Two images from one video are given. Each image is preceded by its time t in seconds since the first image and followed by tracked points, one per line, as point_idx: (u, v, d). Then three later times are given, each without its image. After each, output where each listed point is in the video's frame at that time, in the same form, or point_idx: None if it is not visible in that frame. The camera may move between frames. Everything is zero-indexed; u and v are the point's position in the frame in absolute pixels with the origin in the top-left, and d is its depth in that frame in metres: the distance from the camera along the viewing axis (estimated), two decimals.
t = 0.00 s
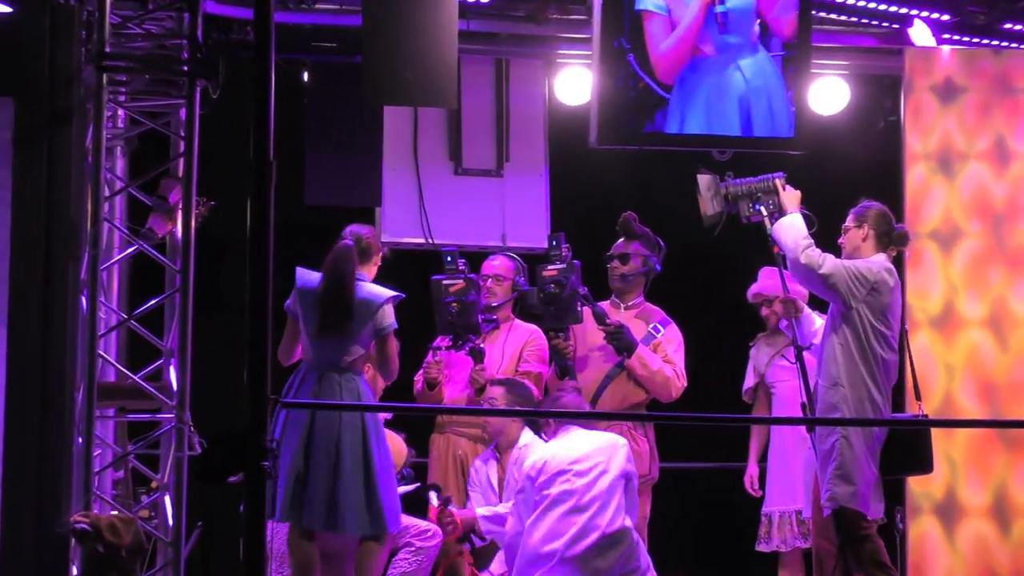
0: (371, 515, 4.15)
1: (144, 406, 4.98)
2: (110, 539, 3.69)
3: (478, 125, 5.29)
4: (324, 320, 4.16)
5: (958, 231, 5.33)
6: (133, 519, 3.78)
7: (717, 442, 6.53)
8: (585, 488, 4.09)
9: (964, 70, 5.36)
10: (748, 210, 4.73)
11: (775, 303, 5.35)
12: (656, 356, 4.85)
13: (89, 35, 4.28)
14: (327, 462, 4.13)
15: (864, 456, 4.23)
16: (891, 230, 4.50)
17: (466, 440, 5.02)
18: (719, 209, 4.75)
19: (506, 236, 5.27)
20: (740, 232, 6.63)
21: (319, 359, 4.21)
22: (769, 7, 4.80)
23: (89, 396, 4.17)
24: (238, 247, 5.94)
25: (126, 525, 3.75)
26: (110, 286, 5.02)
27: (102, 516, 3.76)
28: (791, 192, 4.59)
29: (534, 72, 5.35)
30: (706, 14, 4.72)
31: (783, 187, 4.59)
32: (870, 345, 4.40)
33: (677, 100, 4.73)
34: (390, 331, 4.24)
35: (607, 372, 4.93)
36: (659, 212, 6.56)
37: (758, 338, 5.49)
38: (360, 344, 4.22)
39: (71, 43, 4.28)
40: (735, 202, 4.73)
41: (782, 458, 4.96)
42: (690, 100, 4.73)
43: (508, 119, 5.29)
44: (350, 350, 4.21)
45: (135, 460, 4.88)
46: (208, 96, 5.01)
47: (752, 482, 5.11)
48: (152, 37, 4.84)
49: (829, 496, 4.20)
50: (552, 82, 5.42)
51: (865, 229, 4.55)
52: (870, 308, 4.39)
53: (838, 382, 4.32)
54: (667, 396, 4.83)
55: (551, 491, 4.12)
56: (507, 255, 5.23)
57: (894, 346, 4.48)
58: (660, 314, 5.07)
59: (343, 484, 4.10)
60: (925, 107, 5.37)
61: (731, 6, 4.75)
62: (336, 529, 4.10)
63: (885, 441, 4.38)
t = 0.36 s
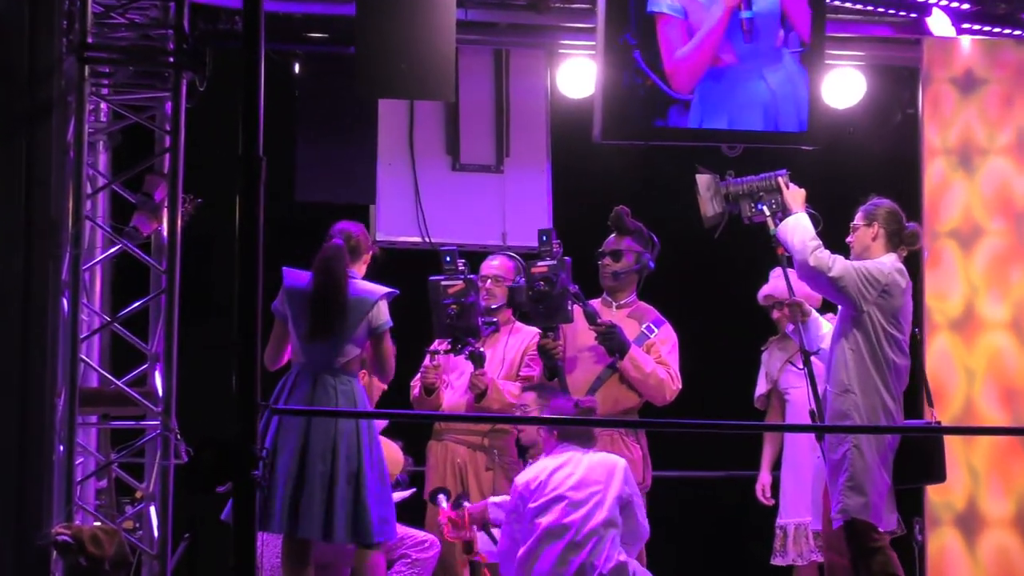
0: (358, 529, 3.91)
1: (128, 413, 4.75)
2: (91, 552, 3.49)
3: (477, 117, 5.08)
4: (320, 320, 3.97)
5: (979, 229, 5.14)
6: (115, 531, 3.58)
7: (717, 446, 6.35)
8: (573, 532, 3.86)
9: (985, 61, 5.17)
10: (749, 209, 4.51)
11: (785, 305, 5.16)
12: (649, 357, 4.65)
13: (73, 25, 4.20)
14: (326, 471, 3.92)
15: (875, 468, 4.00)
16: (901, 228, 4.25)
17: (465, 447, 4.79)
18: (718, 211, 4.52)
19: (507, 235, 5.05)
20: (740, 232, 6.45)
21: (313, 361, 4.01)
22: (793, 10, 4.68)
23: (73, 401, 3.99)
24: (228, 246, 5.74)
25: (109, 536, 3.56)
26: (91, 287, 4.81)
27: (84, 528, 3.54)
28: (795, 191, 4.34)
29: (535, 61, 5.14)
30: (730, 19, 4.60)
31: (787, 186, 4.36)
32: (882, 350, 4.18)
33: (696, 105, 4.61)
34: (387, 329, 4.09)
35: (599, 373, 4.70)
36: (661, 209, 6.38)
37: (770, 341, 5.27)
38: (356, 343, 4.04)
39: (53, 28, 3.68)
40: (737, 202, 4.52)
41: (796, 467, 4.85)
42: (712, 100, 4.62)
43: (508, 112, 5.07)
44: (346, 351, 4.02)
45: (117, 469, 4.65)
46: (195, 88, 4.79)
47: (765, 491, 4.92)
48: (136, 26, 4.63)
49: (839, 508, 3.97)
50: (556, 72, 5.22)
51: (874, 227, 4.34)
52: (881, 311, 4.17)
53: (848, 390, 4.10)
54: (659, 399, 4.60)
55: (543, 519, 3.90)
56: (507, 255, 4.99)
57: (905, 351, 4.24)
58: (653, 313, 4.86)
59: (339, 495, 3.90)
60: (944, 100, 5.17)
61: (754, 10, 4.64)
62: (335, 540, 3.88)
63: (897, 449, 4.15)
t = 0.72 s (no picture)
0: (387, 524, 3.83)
1: (118, 411, 4.55)
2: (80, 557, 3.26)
3: (482, 103, 4.86)
4: (316, 316, 3.79)
5: (1007, 220, 4.94)
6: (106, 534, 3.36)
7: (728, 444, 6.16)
8: (585, 544, 3.66)
9: (1015, 43, 4.95)
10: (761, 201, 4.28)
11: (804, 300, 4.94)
12: (652, 352, 4.43)
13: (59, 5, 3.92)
14: (335, 474, 3.79)
15: (908, 470, 3.80)
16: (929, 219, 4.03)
17: (470, 447, 4.57)
18: (730, 202, 4.26)
19: (513, 225, 4.84)
20: (752, 224, 6.24)
21: (313, 361, 3.83)
22: None
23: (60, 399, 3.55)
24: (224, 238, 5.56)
25: (100, 540, 3.34)
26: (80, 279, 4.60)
27: (71, 531, 3.33)
28: (809, 180, 4.14)
29: (544, 46, 4.93)
30: None
31: (801, 176, 4.15)
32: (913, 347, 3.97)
33: (701, 86, 4.39)
34: (385, 318, 3.92)
35: (598, 371, 4.49)
36: (671, 201, 6.19)
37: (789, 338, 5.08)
38: (354, 337, 3.86)
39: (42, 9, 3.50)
40: (749, 193, 4.28)
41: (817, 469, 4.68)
42: (721, 81, 4.40)
43: (515, 97, 4.86)
44: (345, 347, 3.84)
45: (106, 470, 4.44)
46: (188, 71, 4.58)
47: (786, 496, 4.77)
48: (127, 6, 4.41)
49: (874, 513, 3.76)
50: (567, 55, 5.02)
51: (900, 218, 4.09)
52: (910, 306, 3.96)
53: (881, 389, 3.89)
54: (663, 395, 4.40)
55: (550, 537, 3.68)
56: (515, 246, 4.79)
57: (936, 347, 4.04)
58: (656, 305, 4.63)
59: (359, 496, 3.78)
60: (972, 84, 4.97)
61: None
62: (361, 546, 3.77)
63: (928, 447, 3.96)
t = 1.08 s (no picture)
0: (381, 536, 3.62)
1: (102, 416, 4.31)
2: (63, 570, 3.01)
3: (482, 91, 4.65)
4: (304, 326, 3.59)
5: None
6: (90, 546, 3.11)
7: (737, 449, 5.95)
8: (585, 562, 3.46)
9: None
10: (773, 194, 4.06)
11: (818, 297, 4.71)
12: (653, 353, 4.20)
13: None
14: (330, 488, 3.59)
15: (939, 471, 3.60)
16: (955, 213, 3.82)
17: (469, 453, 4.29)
18: (739, 193, 4.04)
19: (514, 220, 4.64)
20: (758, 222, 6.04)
21: (301, 373, 3.63)
22: None
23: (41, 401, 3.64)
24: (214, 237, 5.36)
25: (83, 553, 3.09)
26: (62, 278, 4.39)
27: (53, 542, 3.08)
28: (824, 170, 3.90)
29: (547, 32, 4.74)
30: None
31: (814, 166, 3.93)
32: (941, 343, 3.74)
33: (709, 71, 4.18)
34: (376, 328, 3.72)
35: (599, 374, 4.26)
36: (676, 198, 5.99)
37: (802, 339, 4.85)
38: (345, 349, 3.66)
39: None
40: (760, 185, 4.06)
41: (832, 472, 4.43)
42: (733, 67, 4.19)
43: (517, 85, 4.65)
44: (335, 359, 3.64)
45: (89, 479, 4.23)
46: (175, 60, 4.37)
47: (799, 503, 4.55)
48: None
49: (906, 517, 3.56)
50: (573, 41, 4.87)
51: (925, 211, 3.88)
52: (934, 301, 3.74)
53: (907, 387, 3.67)
54: (664, 399, 4.20)
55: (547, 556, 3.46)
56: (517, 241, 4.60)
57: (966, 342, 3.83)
58: (658, 302, 4.42)
59: (355, 505, 3.57)
60: (995, 72, 4.79)
61: None
62: (357, 561, 3.56)
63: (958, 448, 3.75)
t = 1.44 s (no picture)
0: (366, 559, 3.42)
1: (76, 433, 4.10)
2: None
3: (471, 91, 4.44)
4: (279, 334, 3.39)
5: None
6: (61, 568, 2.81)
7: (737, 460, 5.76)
8: None
9: None
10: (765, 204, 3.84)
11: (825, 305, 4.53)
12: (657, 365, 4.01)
13: None
14: (308, 506, 3.40)
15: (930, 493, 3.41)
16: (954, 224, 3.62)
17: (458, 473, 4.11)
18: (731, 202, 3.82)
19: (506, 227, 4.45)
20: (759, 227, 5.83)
21: (279, 384, 3.43)
22: None
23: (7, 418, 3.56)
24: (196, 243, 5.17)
25: None
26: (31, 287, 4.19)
27: (21, 564, 2.77)
28: (820, 178, 3.72)
29: (540, 31, 4.55)
30: None
31: (810, 173, 3.74)
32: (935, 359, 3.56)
33: (712, 72, 3.98)
34: (358, 335, 3.52)
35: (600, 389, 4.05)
36: (674, 201, 5.80)
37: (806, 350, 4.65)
38: (325, 358, 3.46)
39: None
40: (752, 193, 3.84)
41: (837, 492, 4.23)
42: (739, 68, 4.00)
43: (508, 86, 4.46)
44: (316, 369, 3.44)
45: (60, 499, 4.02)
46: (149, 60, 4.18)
47: (803, 524, 4.33)
48: None
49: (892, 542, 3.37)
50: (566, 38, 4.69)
51: (920, 218, 3.66)
52: (929, 313, 3.55)
53: (897, 406, 3.49)
54: (671, 413, 4.00)
55: None
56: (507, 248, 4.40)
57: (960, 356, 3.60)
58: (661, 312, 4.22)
59: (333, 527, 3.38)
60: (1008, 72, 4.59)
61: None
62: None
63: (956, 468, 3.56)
